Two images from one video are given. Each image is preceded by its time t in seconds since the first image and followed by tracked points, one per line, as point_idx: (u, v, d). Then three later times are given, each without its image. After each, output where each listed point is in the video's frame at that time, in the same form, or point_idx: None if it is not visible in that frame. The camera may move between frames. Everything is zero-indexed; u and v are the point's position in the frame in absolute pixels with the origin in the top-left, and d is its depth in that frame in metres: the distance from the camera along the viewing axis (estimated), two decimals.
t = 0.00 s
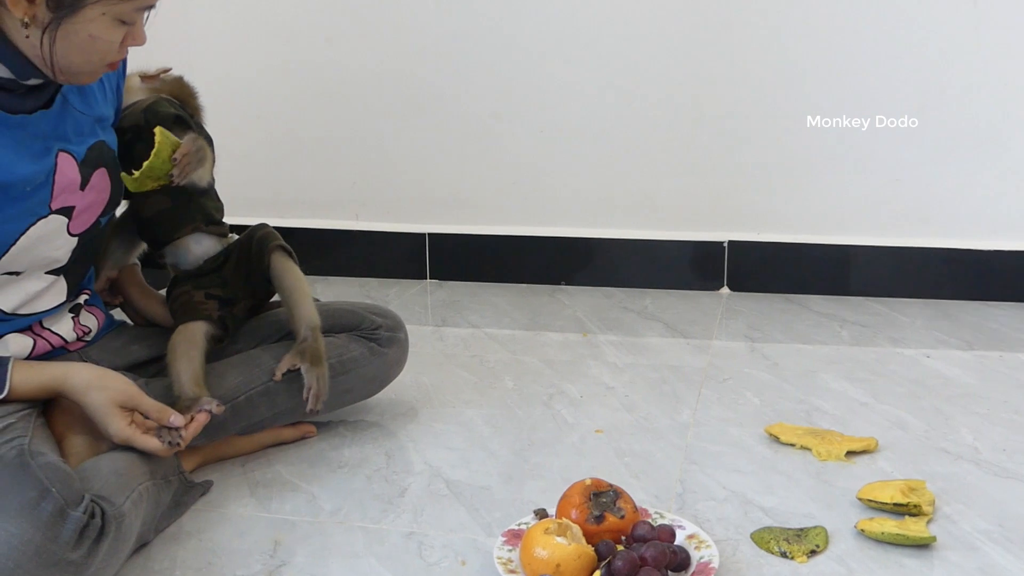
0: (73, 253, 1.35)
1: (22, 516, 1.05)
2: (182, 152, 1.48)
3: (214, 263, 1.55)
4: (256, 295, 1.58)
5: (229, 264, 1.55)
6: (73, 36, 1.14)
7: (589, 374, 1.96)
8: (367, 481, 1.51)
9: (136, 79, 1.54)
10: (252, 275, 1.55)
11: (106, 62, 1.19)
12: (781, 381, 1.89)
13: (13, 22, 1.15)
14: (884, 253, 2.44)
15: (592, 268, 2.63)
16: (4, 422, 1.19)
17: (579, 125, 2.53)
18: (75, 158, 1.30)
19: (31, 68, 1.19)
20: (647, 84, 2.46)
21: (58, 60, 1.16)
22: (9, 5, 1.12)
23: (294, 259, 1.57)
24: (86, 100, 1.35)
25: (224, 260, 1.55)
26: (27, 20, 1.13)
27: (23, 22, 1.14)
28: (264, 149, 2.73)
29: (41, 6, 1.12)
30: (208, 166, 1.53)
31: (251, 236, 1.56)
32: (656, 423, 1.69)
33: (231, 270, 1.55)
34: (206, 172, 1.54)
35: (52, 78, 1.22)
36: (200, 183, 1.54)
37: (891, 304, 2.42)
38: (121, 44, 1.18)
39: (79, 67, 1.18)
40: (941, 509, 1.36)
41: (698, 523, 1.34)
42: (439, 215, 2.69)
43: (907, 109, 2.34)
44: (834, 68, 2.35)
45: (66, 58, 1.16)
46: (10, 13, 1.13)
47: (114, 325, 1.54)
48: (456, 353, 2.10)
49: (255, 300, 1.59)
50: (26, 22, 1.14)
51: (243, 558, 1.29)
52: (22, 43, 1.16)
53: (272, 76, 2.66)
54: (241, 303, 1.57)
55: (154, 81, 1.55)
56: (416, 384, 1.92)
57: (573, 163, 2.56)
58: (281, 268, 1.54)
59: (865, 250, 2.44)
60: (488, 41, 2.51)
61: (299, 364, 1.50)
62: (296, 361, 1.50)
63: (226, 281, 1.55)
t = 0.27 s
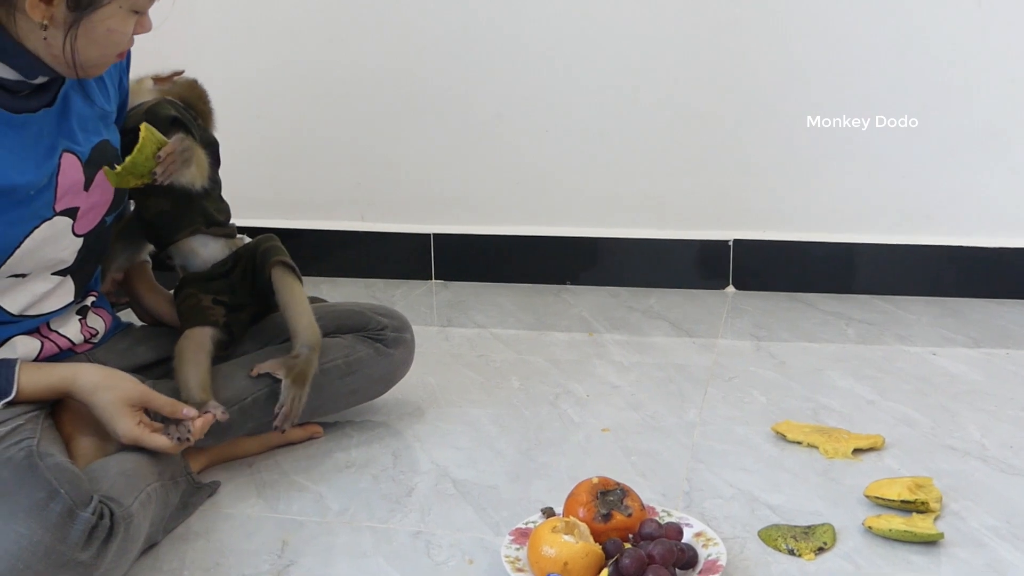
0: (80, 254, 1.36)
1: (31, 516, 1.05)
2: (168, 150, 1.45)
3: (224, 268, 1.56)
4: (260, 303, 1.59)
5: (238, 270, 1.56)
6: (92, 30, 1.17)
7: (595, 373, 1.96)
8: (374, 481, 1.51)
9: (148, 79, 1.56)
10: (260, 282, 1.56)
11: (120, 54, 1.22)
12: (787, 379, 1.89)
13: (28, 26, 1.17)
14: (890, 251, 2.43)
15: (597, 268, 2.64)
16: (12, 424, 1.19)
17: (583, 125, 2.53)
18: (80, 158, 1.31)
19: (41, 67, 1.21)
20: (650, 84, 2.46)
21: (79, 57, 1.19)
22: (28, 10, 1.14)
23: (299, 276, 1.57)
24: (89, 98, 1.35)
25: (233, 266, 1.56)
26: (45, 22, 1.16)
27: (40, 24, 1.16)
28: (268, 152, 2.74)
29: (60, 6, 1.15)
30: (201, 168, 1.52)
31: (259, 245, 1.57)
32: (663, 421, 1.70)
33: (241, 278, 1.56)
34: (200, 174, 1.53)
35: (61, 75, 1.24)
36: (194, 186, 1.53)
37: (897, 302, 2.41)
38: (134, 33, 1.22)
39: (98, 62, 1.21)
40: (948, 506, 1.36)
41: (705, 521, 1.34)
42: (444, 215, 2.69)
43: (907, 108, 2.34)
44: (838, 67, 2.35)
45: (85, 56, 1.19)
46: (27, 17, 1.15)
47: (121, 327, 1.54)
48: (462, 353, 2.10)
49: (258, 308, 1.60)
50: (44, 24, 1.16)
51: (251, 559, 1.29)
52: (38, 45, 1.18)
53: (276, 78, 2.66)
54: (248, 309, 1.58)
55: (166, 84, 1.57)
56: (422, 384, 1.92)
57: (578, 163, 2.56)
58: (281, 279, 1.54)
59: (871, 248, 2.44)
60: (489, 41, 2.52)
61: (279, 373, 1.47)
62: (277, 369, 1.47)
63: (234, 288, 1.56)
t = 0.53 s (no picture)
0: (81, 252, 1.36)
1: (36, 515, 1.05)
2: (178, 139, 1.47)
3: (227, 268, 1.56)
4: (264, 304, 1.59)
5: (241, 271, 1.56)
6: (102, 26, 1.20)
7: (598, 370, 1.96)
8: (378, 479, 1.51)
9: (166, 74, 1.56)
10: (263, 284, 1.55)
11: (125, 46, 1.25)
12: (790, 375, 1.89)
13: (38, 27, 1.18)
14: (892, 247, 2.43)
15: (600, 266, 2.64)
16: (17, 423, 1.20)
17: (584, 124, 2.53)
18: (79, 157, 1.31)
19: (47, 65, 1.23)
20: (652, 82, 2.46)
21: (89, 53, 1.22)
22: (40, 11, 1.15)
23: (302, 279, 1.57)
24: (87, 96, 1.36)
25: (235, 267, 1.56)
26: (56, 23, 1.18)
27: (51, 25, 1.18)
28: (270, 152, 2.74)
29: (69, 5, 1.17)
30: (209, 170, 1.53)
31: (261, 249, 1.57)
32: (666, 418, 1.70)
33: (243, 279, 1.56)
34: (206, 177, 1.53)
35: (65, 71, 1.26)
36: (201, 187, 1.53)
37: (900, 298, 2.41)
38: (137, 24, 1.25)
39: (106, 56, 1.24)
40: (951, 500, 1.36)
41: (708, 517, 1.34)
42: (446, 214, 2.70)
43: (907, 107, 2.35)
44: (839, 64, 2.35)
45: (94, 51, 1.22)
46: (37, 17, 1.17)
47: (125, 327, 1.55)
48: (465, 351, 2.10)
49: (261, 309, 1.59)
50: (55, 25, 1.18)
51: (256, 557, 1.30)
52: (48, 45, 1.20)
53: (277, 78, 2.67)
54: (251, 310, 1.57)
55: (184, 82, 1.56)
56: (425, 383, 1.92)
57: (579, 161, 2.57)
58: (286, 282, 1.54)
59: (874, 244, 2.44)
60: (490, 41, 2.52)
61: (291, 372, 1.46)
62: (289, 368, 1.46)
63: (236, 289, 1.56)
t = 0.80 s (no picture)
0: (80, 246, 1.36)
1: (37, 511, 1.06)
2: (158, 158, 1.43)
3: (223, 269, 1.56)
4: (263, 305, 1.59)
5: (238, 271, 1.56)
6: (99, 18, 1.19)
7: (599, 367, 1.96)
8: (378, 475, 1.51)
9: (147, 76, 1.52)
10: (260, 284, 1.55)
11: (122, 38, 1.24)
12: (790, 372, 1.89)
13: (34, 21, 1.17)
14: (893, 245, 2.43)
15: (601, 264, 2.64)
16: (18, 420, 1.20)
17: (585, 122, 2.53)
18: (74, 151, 1.31)
19: (42, 59, 1.23)
20: (653, 80, 2.46)
21: (87, 47, 1.21)
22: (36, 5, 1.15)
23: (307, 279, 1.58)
24: (83, 89, 1.35)
25: (232, 267, 1.56)
26: (53, 17, 1.17)
27: (48, 19, 1.17)
28: (271, 151, 2.74)
29: None
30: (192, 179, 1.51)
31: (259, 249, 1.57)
32: (666, 414, 1.70)
33: (241, 279, 1.56)
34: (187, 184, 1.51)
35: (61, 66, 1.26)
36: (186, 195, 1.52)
37: (901, 295, 2.41)
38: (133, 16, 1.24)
39: (104, 49, 1.23)
40: (950, 496, 1.36)
41: (707, 513, 1.34)
42: (447, 212, 2.70)
43: (907, 108, 2.35)
44: (840, 62, 2.35)
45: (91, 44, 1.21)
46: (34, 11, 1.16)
47: (126, 324, 1.55)
48: (466, 349, 2.11)
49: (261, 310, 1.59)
50: (51, 19, 1.17)
51: (256, 553, 1.30)
52: (45, 39, 1.19)
53: (278, 77, 2.67)
54: (250, 311, 1.57)
55: (167, 83, 1.52)
56: (425, 380, 1.93)
57: (580, 159, 2.57)
58: (289, 282, 1.54)
59: (874, 242, 2.44)
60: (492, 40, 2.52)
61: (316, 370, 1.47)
62: (312, 366, 1.48)
63: (234, 289, 1.56)
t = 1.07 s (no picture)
0: (76, 243, 1.36)
1: (39, 508, 1.06)
2: (174, 132, 1.48)
3: (222, 269, 1.56)
4: (262, 305, 1.59)
5: (237, 271, 1.56)
6: (87, 12, 1.18)
7: (599, 364, 1.96)
8: (379, 473, 1.52)
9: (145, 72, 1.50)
10: (260, 286, 1.56)
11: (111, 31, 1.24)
12: (790, 368, 1.89)
13: (22, 16, 1.17)
14: (893, 241, 2.44)
15: (601, 261, 2.64)
16: (19, 418, 1.21)
17: (585, 119, 2.54)
18: (67, 147, 1.31)
19: (31, 53, 1.22)
20: (652, 78, 2.47)
21: (76, 40, 1.20)
22: None
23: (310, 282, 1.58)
24: (73, 84, 1.35)
25: (231, 267, 1.57)
26: (41, 11, 1.16)
27: (36, 13, 1.17)
28: (271, 151, 2.75)
29: None
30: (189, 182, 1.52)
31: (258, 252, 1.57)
32: (666, 410, 1.70)
33: (240, 279, 1.56)
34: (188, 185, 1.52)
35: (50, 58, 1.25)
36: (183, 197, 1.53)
37: (901, 292, 2.42)
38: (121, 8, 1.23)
39: (93, 41, 1.23)
40: (949, 491, 1.37)
41: (707, 508, 1.35)
42: (447, 211, 2.70)
43: (907, 108, 2.35)
44: (839, 59, 2.36)
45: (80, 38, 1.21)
46: (21, 6, 1.16)
47: (127, 323, 1.56)
48: (466, 347, 2.11)
49: (260, 309, 1.60)
50: (40, 13, 1.17)
51: (258, 550, 1.30)
52: (33, 34, 1.19)
53: (278, 77, 2.67)
54: (249, 310, 1.58)
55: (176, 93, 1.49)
56: (426, 378, 1.93)
57: (580, 157, 2.57)
58: (293, 288, 1.54)
59: (874, 238, 2.45)
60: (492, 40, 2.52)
61: (327, 382, 1.47)
62: (323, 378, 1.47)
63: (232, 289, 1.56)
